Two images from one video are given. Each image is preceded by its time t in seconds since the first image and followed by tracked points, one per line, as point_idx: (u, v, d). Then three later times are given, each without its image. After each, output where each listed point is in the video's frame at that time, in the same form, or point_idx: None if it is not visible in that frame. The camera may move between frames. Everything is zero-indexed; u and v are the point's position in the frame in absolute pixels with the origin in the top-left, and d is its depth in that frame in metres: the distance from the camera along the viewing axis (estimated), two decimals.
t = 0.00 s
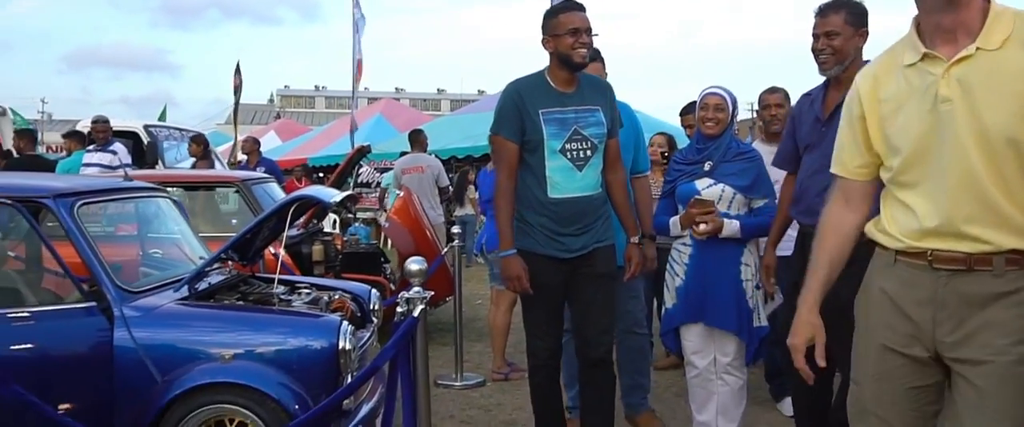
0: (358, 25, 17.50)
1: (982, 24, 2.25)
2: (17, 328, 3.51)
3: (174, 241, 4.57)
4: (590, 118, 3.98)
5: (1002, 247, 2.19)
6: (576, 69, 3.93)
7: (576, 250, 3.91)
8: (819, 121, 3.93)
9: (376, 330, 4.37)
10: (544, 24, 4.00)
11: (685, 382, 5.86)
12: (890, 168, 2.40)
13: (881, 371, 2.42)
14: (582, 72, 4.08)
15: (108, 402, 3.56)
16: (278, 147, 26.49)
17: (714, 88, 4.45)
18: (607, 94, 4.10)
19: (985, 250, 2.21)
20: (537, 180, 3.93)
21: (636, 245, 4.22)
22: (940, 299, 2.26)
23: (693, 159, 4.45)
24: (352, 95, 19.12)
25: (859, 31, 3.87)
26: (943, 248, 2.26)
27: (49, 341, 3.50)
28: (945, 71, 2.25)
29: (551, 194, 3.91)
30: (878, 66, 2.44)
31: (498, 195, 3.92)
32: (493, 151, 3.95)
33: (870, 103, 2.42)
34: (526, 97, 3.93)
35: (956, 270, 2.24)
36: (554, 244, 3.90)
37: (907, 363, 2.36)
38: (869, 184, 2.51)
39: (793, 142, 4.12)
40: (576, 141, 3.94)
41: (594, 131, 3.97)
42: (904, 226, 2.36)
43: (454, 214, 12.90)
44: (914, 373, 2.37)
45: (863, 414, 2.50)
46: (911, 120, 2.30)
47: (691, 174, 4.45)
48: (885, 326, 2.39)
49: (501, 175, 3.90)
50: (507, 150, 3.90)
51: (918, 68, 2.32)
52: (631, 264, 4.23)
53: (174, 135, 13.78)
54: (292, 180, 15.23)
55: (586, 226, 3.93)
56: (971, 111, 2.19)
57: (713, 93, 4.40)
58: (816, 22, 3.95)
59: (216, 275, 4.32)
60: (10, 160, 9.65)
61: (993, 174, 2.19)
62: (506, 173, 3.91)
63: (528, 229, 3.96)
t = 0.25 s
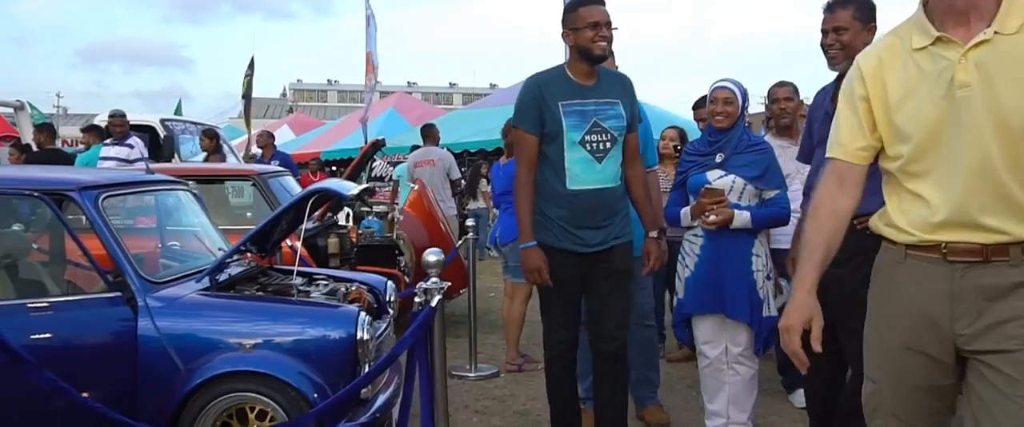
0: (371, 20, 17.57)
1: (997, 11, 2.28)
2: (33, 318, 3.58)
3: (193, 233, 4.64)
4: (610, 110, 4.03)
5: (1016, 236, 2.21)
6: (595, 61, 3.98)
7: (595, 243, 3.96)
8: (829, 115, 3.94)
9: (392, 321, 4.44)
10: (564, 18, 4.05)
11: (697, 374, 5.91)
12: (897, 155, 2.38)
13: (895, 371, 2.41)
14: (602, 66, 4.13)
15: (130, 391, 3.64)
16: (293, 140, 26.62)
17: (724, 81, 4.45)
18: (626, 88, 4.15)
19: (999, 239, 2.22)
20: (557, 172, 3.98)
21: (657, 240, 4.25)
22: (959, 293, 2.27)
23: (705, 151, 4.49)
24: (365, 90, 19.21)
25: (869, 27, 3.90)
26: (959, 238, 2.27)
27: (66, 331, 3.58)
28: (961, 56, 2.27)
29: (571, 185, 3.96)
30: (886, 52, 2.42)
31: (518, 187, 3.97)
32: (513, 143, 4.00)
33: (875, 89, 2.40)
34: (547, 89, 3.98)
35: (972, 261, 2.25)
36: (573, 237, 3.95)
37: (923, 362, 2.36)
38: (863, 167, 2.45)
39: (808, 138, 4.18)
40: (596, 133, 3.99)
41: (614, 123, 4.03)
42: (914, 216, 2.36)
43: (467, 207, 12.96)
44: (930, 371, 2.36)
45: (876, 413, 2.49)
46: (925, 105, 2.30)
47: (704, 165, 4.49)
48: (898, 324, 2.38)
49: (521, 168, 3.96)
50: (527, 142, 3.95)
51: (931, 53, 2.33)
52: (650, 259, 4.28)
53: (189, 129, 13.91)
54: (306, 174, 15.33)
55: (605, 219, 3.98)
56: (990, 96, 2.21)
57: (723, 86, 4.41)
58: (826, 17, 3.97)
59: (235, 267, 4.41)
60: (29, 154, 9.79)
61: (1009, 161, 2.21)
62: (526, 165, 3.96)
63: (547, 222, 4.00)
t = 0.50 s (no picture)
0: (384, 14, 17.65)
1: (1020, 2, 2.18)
2: (53, 308, 3.65)
3: (212, 225, 4.72)
4: (630, 101, 4.07)
5: None
6: (616, 53, 4.02)
7: (615, 234, 3.99)
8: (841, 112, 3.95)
9: (408, 313, 4.51)
10: (585, 10, 4.09)
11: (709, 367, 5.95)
12: (915, 151, 2.24)
13: (910, 376, 2.28)
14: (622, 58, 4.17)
15: (153, 378, 3.72)
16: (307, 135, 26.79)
17: (732, 76, 4.44)
18: (646, 80, 4.19)
19: None
20: (577, 162, 4.01)
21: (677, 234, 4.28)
22: (986, 296, 2.14)
23: (717, 146, 4.51)
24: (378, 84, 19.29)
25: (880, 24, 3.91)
26: (982, 239, 2.14)
27: (86, 321, 3.65)
28: (987, 47, 2.15)
29: (591, 174, 3.98)
30: (902, 41, 2.29)
31: (538, 177, 4.00)
32: (533, 133, 4.03)
33: (892, 80, 2.26)
34: (567, 79, 4.02)
35: (997, 264, 2.13)
36: (593, 228, 3.98)
37: (942, 369, 2.23)
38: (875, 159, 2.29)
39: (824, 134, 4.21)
40: (617, 123, 4.02)
41: (635, 113, 4.07)
42: (933, 216, 2.22)
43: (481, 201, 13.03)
44: (946, 379, 2.24)
45: (890, 416, 2.37)
46: (947, 97, 2.17)
47: (715, 160, 4.51)
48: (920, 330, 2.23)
49: (541, 157, 3.98)
50: (547, 131, 3.98)
51: (953, 42, 2.20)
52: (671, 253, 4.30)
53: (206, 124, 14.05)
54: (321, 168, 15.45)
55: (625, 209, 4.01)
56: (1018, 89, 2.10)
57: (730, 82, 4.41)
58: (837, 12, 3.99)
59: (254, 259, 4.48)
60: (50, 148, 9.94)
61: None
62: (546, 154, 3.98)
63: (567, 213, 4.03)
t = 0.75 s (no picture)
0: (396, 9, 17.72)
1: None
2: (72, 299, 3.70)
3: (230, 218, 4.79)
4: (650, 93, 4.10)
5: None
6: (636, 45, 4.05)
7: (634, 226, 4.00)
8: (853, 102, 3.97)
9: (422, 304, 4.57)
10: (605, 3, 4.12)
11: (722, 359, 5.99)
12: (943, 139, 2.23)
13: (932, 384, 2.26)
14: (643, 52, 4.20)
15: (172, 367, 3.80)
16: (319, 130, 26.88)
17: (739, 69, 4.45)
18: (665, 73, 4.22)
19: None
20: (597, 153, 4.03)
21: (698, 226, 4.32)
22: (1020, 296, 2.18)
23: (728, 137, 4.54)
24: (389, 79, 19.35)
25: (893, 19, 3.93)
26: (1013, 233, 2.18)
27: (107, 311, 3.72)
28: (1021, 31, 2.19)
29: (610, 165, 4.01)
30: (931, 22, 2.27)
31: (557, 168, 4.02)
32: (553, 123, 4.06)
33: (920, 62, 2.24)
34: (588, 70, 4.05)
35: None
36: (613, 219, 3.99)
37: (964, 374, 2.23)
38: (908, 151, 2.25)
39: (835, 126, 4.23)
40: (636, 114, 4.05)
41: (654, 105, 4.10)
42: (963, 208, 2.23)
43: (493, 195, 13.08)
44: (969, 386, 2.24)
45: None
46: (981, 79, 2.18)
47: (726, 152, 4.55)
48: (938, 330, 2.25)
49: (560, 148, 4.01)
50: (567, 122, 4.01)
51: (985, 24, 2.22)
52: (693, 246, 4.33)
53: (219, 118, 14.15)
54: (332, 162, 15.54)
55: (645, 201, 4.03)
56: None
57: (734, 76, 4.42)
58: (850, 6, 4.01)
59: (271, 251, 4.55)
60: (66, 143, 10.05)
61: None
62: (565, 145, 4.01)
63: (586, 205, 4.05)
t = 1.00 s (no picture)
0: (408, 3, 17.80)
1: None
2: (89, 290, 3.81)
3: (247, 211, 4.86)
4: (669, 87, 4.13)
5: None
6: (654, 40, 4.07)
7: (652, 219, 4.04)
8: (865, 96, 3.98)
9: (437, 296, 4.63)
10: None
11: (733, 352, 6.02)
12: (971, 124, 2.17)
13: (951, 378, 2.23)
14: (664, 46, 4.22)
15: (191, 357, 3.87)
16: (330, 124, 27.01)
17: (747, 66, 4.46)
18: (687, 66, 4.24)
19: None
20: (615, 145, 4.07)
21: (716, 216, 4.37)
22: None
23: (740, 132, 4.57)
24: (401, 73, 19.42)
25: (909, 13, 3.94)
26: None
27: (126, 302, 3.81)
28: None
29: (628, 158, 4.05)
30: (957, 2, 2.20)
31: (575, 160, 4.06)
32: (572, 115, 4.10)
33: (947, 44, 2.17)
34: (608, 62, 4.10)
35: None
36: (630, 210, 4.02)
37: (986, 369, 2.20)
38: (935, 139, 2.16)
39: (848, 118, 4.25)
40: (655, 108, 4.09)
41: (674, 99, 4.13)
42: (989, 196, 2.18)
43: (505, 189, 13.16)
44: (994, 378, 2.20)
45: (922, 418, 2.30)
46: (1010, 64, 2.12)
47: (738, 146, 4.59)
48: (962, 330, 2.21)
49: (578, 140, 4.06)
50: (586, 114, 4.05)
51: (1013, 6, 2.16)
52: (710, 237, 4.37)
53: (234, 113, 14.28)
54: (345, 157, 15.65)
55: (662, 195, 4.07)
56: None
57: (743, 72, 4.43)
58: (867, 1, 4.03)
59: (288, 244, 4.63)
60: (84, 136, 10.18)
61: None
62: (583, 137, 4.05)
63: (604, 197, 4.09)
